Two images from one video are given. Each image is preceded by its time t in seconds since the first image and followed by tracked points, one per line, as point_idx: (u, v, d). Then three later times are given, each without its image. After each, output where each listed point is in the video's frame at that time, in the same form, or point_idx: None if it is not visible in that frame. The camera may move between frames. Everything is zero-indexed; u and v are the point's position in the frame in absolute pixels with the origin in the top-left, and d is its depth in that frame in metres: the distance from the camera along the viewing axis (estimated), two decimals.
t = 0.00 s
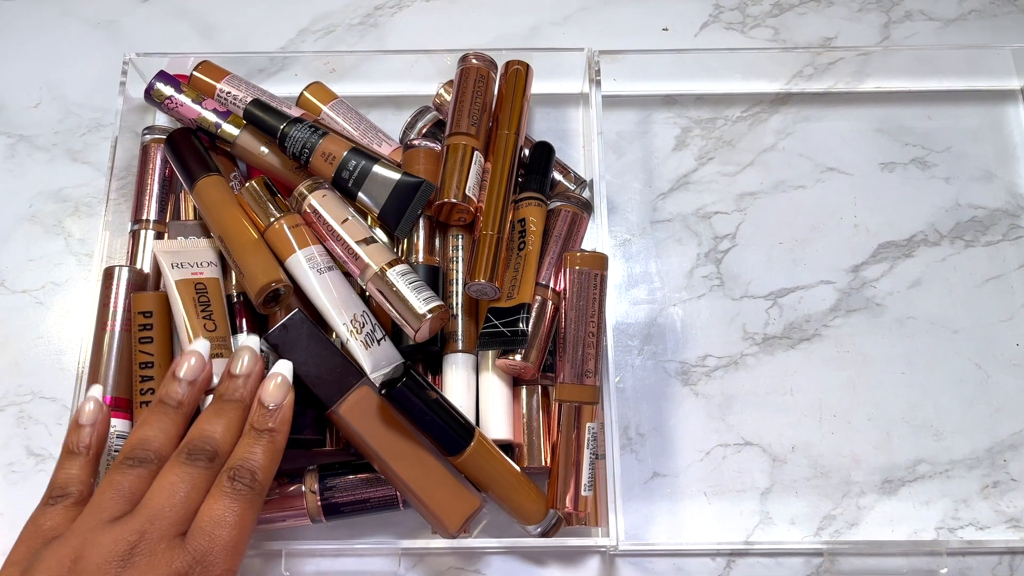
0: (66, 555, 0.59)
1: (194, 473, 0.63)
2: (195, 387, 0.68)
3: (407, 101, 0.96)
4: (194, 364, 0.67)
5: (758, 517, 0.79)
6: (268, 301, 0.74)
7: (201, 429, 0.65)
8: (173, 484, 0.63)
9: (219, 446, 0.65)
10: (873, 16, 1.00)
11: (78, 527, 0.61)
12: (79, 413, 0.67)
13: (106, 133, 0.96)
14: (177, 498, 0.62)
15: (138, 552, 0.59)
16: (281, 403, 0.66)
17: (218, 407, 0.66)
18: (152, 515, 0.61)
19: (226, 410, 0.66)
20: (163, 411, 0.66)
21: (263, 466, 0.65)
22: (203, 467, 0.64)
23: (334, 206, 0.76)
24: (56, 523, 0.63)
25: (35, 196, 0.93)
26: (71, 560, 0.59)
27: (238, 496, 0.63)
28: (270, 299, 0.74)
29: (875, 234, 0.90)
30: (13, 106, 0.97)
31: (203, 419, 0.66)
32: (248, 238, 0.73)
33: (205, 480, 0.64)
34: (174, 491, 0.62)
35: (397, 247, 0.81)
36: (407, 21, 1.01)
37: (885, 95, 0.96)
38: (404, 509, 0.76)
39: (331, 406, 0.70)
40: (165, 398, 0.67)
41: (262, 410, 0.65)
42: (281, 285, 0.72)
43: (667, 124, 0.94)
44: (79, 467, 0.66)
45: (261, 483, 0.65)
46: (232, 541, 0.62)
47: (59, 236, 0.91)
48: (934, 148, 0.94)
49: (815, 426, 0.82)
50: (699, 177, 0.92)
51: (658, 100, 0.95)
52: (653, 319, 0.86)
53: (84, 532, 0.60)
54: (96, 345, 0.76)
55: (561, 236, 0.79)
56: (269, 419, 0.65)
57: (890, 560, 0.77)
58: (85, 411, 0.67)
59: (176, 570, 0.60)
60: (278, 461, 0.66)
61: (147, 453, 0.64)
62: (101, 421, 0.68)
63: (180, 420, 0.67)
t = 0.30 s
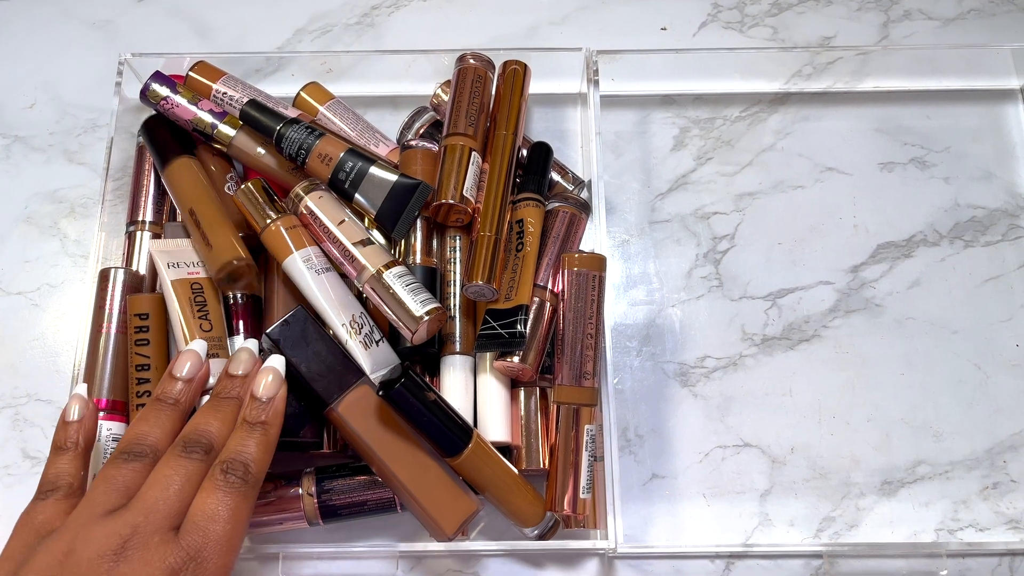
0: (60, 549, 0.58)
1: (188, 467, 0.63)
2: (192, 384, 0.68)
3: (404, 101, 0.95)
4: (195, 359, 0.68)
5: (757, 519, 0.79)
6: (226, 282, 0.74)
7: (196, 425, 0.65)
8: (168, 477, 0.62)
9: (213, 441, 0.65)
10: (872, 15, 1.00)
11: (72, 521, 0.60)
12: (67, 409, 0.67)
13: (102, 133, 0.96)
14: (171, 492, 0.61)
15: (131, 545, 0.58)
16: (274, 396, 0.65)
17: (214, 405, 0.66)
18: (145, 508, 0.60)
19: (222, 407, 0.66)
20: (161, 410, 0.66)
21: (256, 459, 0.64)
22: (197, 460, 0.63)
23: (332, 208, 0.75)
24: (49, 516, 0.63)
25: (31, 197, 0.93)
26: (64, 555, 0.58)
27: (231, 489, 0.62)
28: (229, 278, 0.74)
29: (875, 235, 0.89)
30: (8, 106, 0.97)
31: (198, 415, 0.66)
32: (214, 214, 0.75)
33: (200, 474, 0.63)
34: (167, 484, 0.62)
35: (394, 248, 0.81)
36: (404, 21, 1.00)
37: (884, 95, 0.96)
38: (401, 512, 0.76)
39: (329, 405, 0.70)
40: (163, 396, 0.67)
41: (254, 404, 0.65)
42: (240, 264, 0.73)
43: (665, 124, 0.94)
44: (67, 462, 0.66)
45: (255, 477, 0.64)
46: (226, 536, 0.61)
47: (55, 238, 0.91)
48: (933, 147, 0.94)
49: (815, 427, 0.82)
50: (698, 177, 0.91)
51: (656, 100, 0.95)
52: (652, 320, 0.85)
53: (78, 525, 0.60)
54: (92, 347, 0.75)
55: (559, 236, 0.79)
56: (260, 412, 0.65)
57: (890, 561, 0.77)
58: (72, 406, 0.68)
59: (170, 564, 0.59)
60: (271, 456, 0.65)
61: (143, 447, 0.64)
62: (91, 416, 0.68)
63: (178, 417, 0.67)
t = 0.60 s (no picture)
0: (34, 519, 0.52)
1: (160, 415, 0.55)
2: (155, 316, 0.60)
3: (402, 101, 0.95)
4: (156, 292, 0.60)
5: (755, 518, 0.79)
6: (203, 253, 0.74)
7: (165, 360, 0.56)
8: (138, 430, 0.54)
9: (182, 380, 0.56)
10: (870, 14, 1.00)
11: (43, 487, 0.54)
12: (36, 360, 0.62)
13: (99, 133, 0.96)
14: (143, 447, 0.53)
15: (111, 514, 0.52)
16: (283, 344, 0.57)
17: (184, 334, 0.58)
18: (119, 470, 0.53)
19: (194, 339, 0.58)
20: (125, 346, 0.59)
21: (253, 409, 0.56)
22: (169, 406, 0.55)
23: (330, 208, 0.75)
24: (29, 474, 0.57)
25: (29, 197, 0.93)
26: (40, 524, 0.52)
27: (221, 442, 0.55)
28: (208, 250, 0.75)
29: (873, 233, 0.89)
30: (6, 106, 0.96)
31: (166, 350, 0.57)
32: (198, 188, 0.76)
33: (175, 421, 0.55)
34: (138, 437, 0.54)
35: (392, 249, 0.81)
36: (402, 20, 1.00)
37: (882, 94, 0.96)
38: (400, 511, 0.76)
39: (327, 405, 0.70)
40: (122, 331, 0.59)
41: (258, 350, 0.57)
42: (218, 237, 0.74)
43: (664, 123, 0.94)
44: (46, 414, 0.61)
45: (250, 428, 0.56)
46: (219, 494, 0.54)
47: (53, 238, 0.91)
48: (931, 146, 0.94)
49: (814, 426, 0.82)
50: (696, 176, 0.91)
51: (655, 99, 0.95)
52: (650, 319, 0.85)
53: (51, 491, 0.53)
54: (90, 347, 0.75)
55: (558, 235, 0.79)
56: (263, 358, 0.57)
57: (888, 560, 0.77)
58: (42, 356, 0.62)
59: (156, 527, 0.52)
60: (270, 403, 0.57)
61: (107, 391, 0.57)
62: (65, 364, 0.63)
63: (143, 352, 0.59)
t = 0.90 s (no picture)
0: (37, 475, 0.58)
1: (155, 387, 0.61)
2: (137, 300, 0.66)
3: (399, 98, 0.95)
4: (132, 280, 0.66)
5: (754, 515, 0.79)
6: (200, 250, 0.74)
7: (159, 342, 0.63)
8: (135, 398, 0.60)
9: (176, 357, 0.63)
10: (868, 10, 1.00)
11: (44, 449, 0.60)
12: (21, 342, 0.67)
13: (96, 131, 0.95)
14: (139, 412, 0.60)
15: (109, 468, 0.58)
16: (266, 320, 0.63)
17: (175, 317, 0.64)
18: (115, 431, 0.59)
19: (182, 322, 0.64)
20: (110, 327, 0.65)
21: (239, 382, 0.62)
22: (163, 379, 0.61)
23: (326, 206, 0.75)
24: (21, 446, 0.63)
25: (25, 195, 0.92)
26: (43, 477, 0.58)
27: (210, 410, 0.61)
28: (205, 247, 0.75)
29: (871, 230, 0.89)
30: (2, 104, 0.96)
31: (160, 331, 0.64)
32: (194, 184, 0.76)
33: (167, 393, 0.62)
34: (135, 404, 0.60)
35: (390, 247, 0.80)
36: (399, 17, 1.00)
37: (880, 91, 0.96)
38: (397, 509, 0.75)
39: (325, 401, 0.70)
40: (108, 314, 0.66)
41: (245, 327, 0.62)
42: (216, 235, 0.74)
43: (662, 120, 0.93)
44: (31, 393, 0.65)
45: (237, 398, 0.62)
46: (206, 455, 0.60)
47: (50, 236, 0.90)
48: (930, 143, 0.94)
49: (812, 423, 0.82)
50: (694, 173, 0.91)
51: (653, 96, 0.94)
52: (648, 316, 0.85)
53: (52, 451, 0.60)
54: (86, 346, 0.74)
55: (556, 233, 0.79)
56: (252, 335, 0.62)
57: (886, 557, 0.77)
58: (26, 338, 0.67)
59: (148, 479, 0.58)
60: (255, 377, 0.63)
61: (98, 368, 0.64)
62: (48, 347, 0.68)
63: (128, 333, 0.66)
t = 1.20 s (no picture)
0: (38, 477, 0.58)
1: (159, 387, 0.62)
2: (157, 317, 0.70)
3: (399, 97, 0.95)
4: (150, 299, 0.69)
5: (756, 512, 0.79)
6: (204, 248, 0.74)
7: (166, 347, 0.64)
8: (136, 399, 0.61)
9: (181, 361, 0.64)
10: (869, 8, 1.00)
11: (51, 453, 0.60)
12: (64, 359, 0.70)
13: (97, 130, 0.95)
14: (140, 411, 0.60)
15: (104, 462, 0.57)
16: (266, 316, 0.63)
17: (183, 324, 0.66)
18: (117, 429, 0.59)
19: (189, 327, 0.66)
20: (132, 345, 0.68)
21: (238, 378, 0.62)
22: (167, 380, 0.62)
23: (327, 205, 0.75)
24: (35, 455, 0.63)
25: (26, 194, 0.92)
26: (43, 478, 0.58)
27: (207, 404, 0.60)
28: (207, 245, 0.75)
29: (872, 227, 0.89)
30: (3, 103, 0.96)
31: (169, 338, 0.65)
32: (196, 182, 0.76)
33: (171, 394, 0.62)
34: (138, 404, 0.60)
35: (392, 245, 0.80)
36: (400, 16, 1.00)
37: (881, 88, 0.96)
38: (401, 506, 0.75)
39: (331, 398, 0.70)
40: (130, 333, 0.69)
41: (245, 324, 0.63)
42: (217, 232, 0.73)
43: (663, 118, 0.94)
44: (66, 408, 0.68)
45: (236, 393, 0.61)
46: (203, 450, 0.59)
47: (51, 235, 0.90)
48: (931, 140, 0.94)
49: (814, 420, 0.82)
50: (695, 171, 0.91)
51: (654, 94, 0.94)
52: (650, 314, 0.85)
53: (57, 453, 0.59)
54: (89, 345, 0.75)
55: (558, 230, 0.79)
56: (250, 331, 0.63)
57: (888, 554, 0.77)
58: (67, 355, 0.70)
59: (142, 471, 0.56)
60: (255, 374, 0.63)
61: (112, 379, 0.65)
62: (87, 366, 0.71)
63: (148, 348, 0.69)
